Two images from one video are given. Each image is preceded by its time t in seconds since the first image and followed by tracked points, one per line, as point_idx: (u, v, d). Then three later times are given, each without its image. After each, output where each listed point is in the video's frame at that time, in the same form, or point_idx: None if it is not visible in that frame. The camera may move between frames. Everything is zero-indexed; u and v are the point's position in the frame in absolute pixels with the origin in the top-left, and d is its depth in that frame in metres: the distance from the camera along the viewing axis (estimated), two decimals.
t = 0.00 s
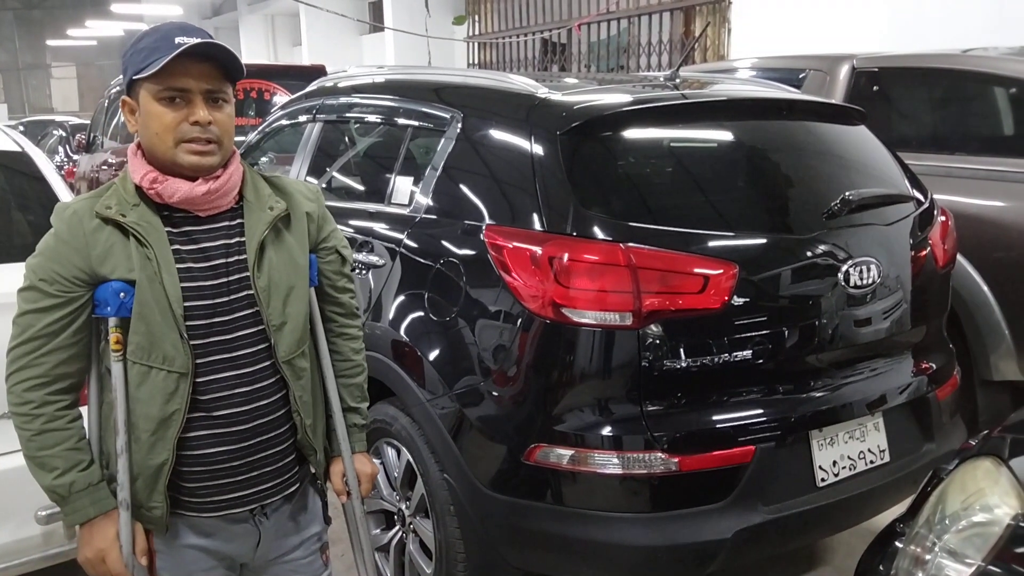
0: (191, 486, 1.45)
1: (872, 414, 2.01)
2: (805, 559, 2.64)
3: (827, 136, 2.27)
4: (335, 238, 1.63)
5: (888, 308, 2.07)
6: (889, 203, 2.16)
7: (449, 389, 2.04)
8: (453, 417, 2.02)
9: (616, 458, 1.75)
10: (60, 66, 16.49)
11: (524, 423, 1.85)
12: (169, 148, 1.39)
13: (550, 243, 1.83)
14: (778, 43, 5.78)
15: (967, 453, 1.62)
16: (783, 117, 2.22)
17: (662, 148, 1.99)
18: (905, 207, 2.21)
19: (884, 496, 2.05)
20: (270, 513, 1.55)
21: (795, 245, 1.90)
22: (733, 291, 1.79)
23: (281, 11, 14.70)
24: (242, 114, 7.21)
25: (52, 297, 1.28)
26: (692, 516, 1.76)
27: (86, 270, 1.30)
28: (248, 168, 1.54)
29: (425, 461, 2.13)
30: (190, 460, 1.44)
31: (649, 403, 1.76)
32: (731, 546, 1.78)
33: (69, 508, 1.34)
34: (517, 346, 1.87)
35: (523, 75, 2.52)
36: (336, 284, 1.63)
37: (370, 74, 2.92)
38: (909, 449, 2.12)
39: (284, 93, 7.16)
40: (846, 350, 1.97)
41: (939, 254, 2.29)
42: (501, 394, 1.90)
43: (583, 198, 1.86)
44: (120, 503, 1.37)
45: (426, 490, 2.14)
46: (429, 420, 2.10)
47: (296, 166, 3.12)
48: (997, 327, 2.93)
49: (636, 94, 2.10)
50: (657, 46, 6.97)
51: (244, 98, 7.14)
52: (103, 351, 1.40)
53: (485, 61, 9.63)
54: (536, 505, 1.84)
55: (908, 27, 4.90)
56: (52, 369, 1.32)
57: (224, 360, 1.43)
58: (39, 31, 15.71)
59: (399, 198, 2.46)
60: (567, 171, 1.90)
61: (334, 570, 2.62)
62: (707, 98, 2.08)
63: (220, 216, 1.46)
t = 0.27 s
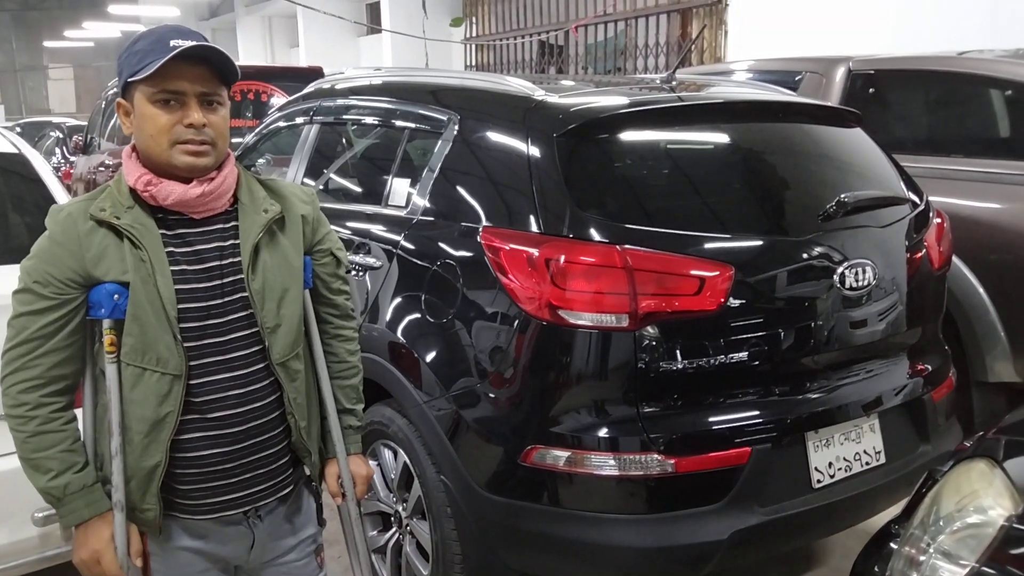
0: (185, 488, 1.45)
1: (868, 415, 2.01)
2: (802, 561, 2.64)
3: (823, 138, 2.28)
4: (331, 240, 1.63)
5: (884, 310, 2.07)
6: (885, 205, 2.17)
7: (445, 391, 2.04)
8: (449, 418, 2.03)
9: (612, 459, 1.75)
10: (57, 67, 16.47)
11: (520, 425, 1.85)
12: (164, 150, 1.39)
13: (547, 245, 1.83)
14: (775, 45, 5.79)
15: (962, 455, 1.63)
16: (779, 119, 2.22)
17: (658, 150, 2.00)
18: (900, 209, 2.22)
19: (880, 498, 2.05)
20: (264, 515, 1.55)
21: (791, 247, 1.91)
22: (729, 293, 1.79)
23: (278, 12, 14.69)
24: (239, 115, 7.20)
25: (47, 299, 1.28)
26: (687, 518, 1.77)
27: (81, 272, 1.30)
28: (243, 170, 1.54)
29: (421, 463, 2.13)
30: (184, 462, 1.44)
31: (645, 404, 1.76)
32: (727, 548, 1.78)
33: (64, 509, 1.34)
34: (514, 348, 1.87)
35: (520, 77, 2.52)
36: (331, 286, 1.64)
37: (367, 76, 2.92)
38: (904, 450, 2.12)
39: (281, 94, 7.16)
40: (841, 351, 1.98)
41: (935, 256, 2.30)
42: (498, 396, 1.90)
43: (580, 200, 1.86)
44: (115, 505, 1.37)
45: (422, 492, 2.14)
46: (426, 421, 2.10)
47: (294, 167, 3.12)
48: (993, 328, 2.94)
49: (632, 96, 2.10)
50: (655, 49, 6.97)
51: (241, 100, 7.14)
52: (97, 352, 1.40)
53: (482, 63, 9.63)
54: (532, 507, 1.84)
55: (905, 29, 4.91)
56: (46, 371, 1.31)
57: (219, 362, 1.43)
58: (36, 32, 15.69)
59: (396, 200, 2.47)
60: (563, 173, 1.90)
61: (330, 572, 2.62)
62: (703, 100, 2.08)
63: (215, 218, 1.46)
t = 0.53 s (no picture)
0: (177, 488, 1.45)
1: (863, 415, 2.02)
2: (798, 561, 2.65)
3: (818, 139, 2.28)
4: (324, 241, 1.63)
5: (879, 311, 2.08)
6: (880, 206, 2.18)
7: (441, 392, 2.04)
8: (446, 419, 2.03)
9: (608, 460, 1.75)
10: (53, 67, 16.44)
11: (516, 425, 1.86)
12: (157, 152, 1.39)
13: (543, 246, 1.84)
14: (771, 46, 5.80)
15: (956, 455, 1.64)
16: (774, 120, 2.23)
17: (654, 151, 2.00)
18: (895, 210, 2.23)
19: (875, 498, 2.06)
20: (256, 516, 1.55)
21: (786, 247, 1.91)
22: (724, 294, 1.80)
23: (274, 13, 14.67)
24: (235, 115, 7.19)
25: (39, 300, 1.28)
26: (682, 518, 1.77)
27: (72, 273, 1.30)
28: (236, 171, 1.54)
29: (417, 463, 2.13)
30: (176, 462, 1.44)
31: (640, 405, 1.77)
32: (721, 548, 1.79)
33: (57, 509, 1.34)
34: (510, 348, 1.87)
35: (516, 77, 2.52)
36: (324, 287, 1.64)
37: (364, 76, 2.92)
38: (899, 450, 2.13)
39: (277, 94, 7.16)
40: (837, 352, 1.98)
41: (930, 257, 2.31)
42: (494, 397, 1.90)
43: (576, 201, 1.87)
44: (108, 505, 1.37)
45: (418, 492, 2.14)
46: (422, 422, 2.10)
47: (290, 168, 3.12)
48: (988, 329, 2.94)
49: (629, 97, 2.11)
50: (651, 49, 6.98)
51: (237, 100, 7.14)
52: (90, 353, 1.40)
53: (479, 63, 9.63)
54: (528, 507, 1.84)
55: (901, 30, 4.92)
56: (39, 372, 1.31)
57: (212, 362, 1.43)
58: (32, 32, 15.66)
59: (392, 200, 2.47)
60: (559, 174, 1.91)
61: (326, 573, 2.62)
62: (699, 101, 2.08)
63: (207, 219, 1.46)
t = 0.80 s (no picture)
0: (172, 487, 1.45)
1: (860, 414, 2.02)
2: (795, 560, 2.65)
3: (815, 139, 2.29)
4: (318, 239, 1.63)
5: (876, 310, 2.08)
6: (876, 205, 2.18)
7: (439, 391, 2.04)
8: (443, 418, 2.03)
9: (605, 459, 1.75)
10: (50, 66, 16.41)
11: (513, 424, 1.86)
12: (147, 151, 1.39)
13: (540, 245, 1.84)
14: (768, 46, 5.80)
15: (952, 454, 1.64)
16: (771, 119, 2.23)
17: (651, 150, 2.00)
18: (892, 209, 2.23)
19: (872, 496, 2.06)
20: (252, 514, 1.55)
21: (783, 246, 1.91)
22: (721, 293, 1.80)
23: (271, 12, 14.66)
24: (232, 115, 7.18)
25: (33, 299, 1.28)
26: (678, 516, 1.77)
27: (65, 272, 1.30)
28: (230, 170, 1.54)
29: (414, 462, 2.13)
30: (171, 461, 1.44)
31: (638, 404, 1.77)
32: (718, 546, 1.79)
33: (52, 508, 1.34)
34: (507, 348, 1.87)
35: (514, 77, 2.52)
36: (319, 285, 1.63)
37: (361, 75, 2.92)
38: (896, 449, 2.13)
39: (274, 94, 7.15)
40: (833, 351, 1.98)
41: (927, 257, 2.31)
42: (491, 396, 1.91)
43: (573, 200, 1.87)
44: (102, 504, 1.37)
45: (416, 491, 2.14)
46: (419, 421, 2.10)
47: (288, 167, 3.12)
48: (985, 328, 2.95)
49: (626, 96, 2.11)
50: (648, 49, 6.99)
51: (234, 100, 7.13)
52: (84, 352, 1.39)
53: (476, 63, 9.63)
54: (525, 506, 1.84)
55: (898, 30, 4.93)
56: (33, 371, 1.31)
57: (207, 361, 1.43)
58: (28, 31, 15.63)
59: (389, 200, 2.47)
60: (557, 174, 1.91)
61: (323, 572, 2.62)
62: (696, 100, 2.09)
63: (199, 218, 1.46)
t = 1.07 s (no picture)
0: (170, 485, 1.45)
1: (858, 413, 2.03)
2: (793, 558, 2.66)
3: (814, 138, 2.29)
4: (318, 238, 1.63)
5: (874, 309, 2.09)
6: (874, 204, 2.18)
7: (437, 390, 2.05)
8: (442, 417, 2.03)
9: (604, 457, 1.76)
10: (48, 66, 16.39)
11: (512, 423, 1.86)
12: (141, 152, 1.39)
13: (538, 244, 1.84)
14: (767, 45, 5.81)
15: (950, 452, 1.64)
16: (770, 118, 2.23)
17: (650, 149, 2.00)
18: (891, 208, 2.24)
19: (870, 494, 2.07)
20: (250, 513, 1.55)
21: (782, 245, 1.92)
22: (719, 291, 1.80)
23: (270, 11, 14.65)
24: (230, 114, 7.18)
25: (31, 298, 1.29)
26: (676, 515, 1.78)
27: (63, 271, 1.30)
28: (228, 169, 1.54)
29: (413, 461, 2.13)
30: (168, 460, 1.44)
31: (636, 402, 1.77)
32: (716, 544, 1.79)
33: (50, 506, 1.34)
34: (506, 347, 1.88)
35: (512, 76, 2.52)
36: (319, 284, 1.63)
37: (360, 74, 2.92)
38: (894, 448, 2.13)
39: (273, 93, 7.15)
40: (832, 349, 1.99)
41: (925, 255, 2.32)
42: (490, 395, 1.91)
43: (572, 199, 1.87)
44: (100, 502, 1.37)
45: (415, 490, 2.14)
46: (418, 420, 2.10)
47: (286, 167, 3.12)
48: (984, 327, 2.95)
49: (625, 95, 2.11)
50: (647, 48, 6.99)
51: (233, 99, 7.13)
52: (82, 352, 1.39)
53: (475, 62, 9.63)
54: (524, 504, 1.85)
55: (897, 28, 4.93)
56: (32, 369, 1.32)
57: (205, 361, 1.43)
58: (27, 31, 15.61)
59: (388, 199, 2.47)
60: (555, 173, 1.91)
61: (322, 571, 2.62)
62: (694, 99, 2.09)
63: (196, 218, 1.46)
